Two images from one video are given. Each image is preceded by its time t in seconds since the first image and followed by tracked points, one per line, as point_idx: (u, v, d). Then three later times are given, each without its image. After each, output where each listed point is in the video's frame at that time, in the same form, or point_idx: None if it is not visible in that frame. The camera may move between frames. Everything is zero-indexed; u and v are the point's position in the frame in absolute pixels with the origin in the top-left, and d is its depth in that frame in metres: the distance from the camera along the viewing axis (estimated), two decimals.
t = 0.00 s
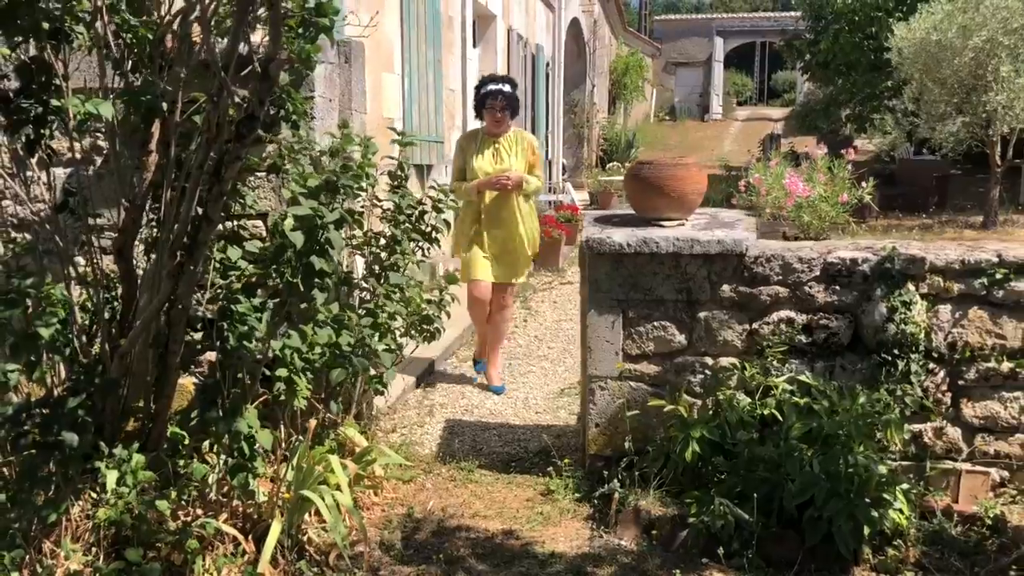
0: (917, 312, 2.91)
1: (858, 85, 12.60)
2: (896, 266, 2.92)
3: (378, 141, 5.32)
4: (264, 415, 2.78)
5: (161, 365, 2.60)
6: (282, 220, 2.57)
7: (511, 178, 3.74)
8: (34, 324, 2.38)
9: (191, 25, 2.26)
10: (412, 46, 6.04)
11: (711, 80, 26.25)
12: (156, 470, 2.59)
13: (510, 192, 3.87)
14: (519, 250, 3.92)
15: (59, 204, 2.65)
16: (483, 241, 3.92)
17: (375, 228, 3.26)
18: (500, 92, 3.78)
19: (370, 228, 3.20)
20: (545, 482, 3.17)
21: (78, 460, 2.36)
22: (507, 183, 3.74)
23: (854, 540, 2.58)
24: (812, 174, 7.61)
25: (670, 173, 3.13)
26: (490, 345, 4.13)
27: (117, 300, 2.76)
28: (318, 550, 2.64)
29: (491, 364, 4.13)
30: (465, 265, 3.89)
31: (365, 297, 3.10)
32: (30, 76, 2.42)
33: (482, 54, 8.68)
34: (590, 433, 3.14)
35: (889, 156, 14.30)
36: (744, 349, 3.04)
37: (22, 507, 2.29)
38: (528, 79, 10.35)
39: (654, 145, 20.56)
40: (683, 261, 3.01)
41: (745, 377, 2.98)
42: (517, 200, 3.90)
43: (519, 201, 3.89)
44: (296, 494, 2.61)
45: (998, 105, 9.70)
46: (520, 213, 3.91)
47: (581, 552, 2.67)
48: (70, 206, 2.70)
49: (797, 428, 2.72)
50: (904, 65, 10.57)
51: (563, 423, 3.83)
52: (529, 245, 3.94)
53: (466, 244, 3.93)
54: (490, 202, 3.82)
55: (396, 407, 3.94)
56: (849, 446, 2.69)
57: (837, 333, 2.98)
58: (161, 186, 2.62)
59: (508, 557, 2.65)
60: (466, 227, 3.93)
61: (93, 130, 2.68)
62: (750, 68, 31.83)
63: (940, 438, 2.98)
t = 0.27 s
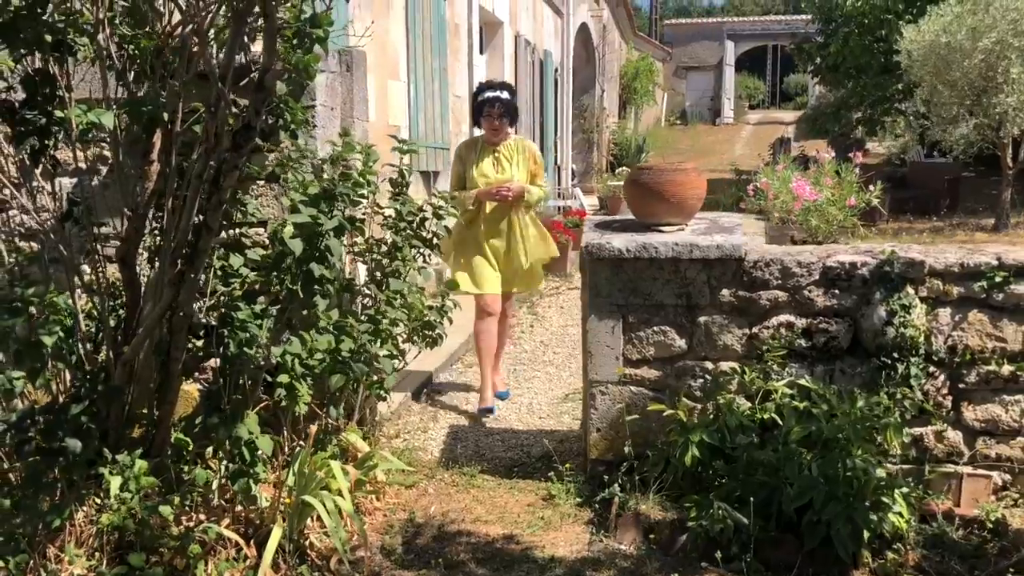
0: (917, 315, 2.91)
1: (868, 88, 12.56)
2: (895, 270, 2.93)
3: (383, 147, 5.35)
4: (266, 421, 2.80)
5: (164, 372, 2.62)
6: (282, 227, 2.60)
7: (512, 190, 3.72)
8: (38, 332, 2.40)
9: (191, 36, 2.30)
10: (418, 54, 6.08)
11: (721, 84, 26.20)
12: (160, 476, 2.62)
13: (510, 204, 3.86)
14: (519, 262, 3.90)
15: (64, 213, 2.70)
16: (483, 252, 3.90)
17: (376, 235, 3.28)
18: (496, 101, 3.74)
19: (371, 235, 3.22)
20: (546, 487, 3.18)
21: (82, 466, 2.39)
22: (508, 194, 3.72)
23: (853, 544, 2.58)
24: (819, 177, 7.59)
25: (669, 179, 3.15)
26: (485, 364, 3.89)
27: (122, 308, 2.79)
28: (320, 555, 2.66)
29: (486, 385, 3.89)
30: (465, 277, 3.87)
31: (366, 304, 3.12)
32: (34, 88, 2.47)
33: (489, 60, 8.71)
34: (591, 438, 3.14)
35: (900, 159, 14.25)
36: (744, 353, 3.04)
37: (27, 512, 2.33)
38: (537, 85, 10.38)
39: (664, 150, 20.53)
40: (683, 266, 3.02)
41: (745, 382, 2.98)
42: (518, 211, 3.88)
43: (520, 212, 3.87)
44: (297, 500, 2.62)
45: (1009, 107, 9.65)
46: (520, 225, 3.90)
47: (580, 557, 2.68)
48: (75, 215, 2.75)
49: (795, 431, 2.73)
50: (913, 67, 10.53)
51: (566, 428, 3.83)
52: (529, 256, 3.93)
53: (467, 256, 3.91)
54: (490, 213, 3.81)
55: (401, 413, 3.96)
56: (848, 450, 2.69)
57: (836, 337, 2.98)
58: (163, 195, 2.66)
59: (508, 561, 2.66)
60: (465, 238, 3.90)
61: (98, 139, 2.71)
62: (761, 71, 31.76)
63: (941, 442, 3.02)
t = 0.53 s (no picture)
0: (909, 321, 2.92)
1: (870, 93, 12.56)
2: (887, 276, 2.94)
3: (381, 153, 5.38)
4: (260, 426, 2.82)
5: (158, 378, 2.64)
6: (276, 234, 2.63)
7: (511, 198, 3.70)
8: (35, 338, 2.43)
9: (185, 46, 2.33)
10: (418, 61, 6.12)
11: (725, 90, 26.22)
12: (155, 481, 2.64)
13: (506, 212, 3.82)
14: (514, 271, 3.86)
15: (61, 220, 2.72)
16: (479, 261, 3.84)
17: (372, 241, 3.30)
18: (495, 106, 3.75)
19: (367, 242, 3.24)
20: (541, 492, 3.19)
21: (78, 471, 2.41)
22: (508, 202, 3.69)
23: (844, 549, 2.59)
24: (819, 183, 7.60)
25: (661, 185, 3.16)
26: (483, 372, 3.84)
27: (118, 314, 2.81)
28: (314, 560, 2.66)
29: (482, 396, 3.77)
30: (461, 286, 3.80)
31: (362, 310, 3.14)
32: (30, 97, 2.50)
33: (490, 66, 8.74)
34: (586, 443, 3.15)
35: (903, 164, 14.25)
36: (737, 358, 3.05)
37: (22, 517, 2.35)
38: (538, 91, 10.41)
39: (668, 156, 20.53)
40: (676, 272, 3.04)
41: (738, 387, 2.99)
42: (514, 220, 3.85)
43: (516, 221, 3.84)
44: (291, 504, 2.62)
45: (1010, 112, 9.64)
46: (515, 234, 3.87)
47: (573, 561, 2.69)
48: (72, 222, 2.77)
49: (787, 437, 2.74)
50: (914, 72, 10.54)
51: (562, 433, 3.85)
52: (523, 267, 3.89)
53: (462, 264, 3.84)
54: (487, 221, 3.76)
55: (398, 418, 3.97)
56: (840, 455, 2.70)
57: (829, 343, 2.99)
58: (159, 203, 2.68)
59: (501, 565, 2.67)
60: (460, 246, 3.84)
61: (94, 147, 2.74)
62: (765, 77, 31.78)
63: (933, 447, 3.03)
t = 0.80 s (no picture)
0: (885, 324, 2.98)
1: (856, 101, 12.69)
2: (864, 279, 3.00)
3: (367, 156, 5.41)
4: (243, 426, 2.83)
5: (143, 378, 2.65)
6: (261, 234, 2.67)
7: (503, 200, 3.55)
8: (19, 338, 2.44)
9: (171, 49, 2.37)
10: (405, 65, 6.16)
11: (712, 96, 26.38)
12: (139, 480, 2.65)
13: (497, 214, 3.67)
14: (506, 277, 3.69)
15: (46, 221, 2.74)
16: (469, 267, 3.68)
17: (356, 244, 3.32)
18: (481, 105, 3.63)
19: (351, 244, 3.27)
20: (524, 493, 3.22)
21: (61, 471, 2.44)
22: (500, 203, 3.53)
23: (820, 548, 2.64)
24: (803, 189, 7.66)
25: (643, 190, 3.21)
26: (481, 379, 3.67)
27: (103, 315, 2.82)
28: (297, 559, 2.68)
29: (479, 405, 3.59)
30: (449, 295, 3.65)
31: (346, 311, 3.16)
32: (16, 98, 2.52)
33: (478, 71, 8.78)
34: (568, 444, 3.19)
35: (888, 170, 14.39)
36: (717, 360, 3.10)
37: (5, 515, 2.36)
38: (526, 96, 10.46)
39: (655, 162, 20.61)
40: (657, 275, 3.08)
41: (718, 389, 3.04)
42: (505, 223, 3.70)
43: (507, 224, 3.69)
44: (274, 503, 2.63)
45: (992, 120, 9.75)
46: (507, 238, 3.71)
47: (553, 560, 2.72)
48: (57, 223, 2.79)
49: (765, 438, 2.78)
50: (898, 80, 10.65)
51: (546, 435, 3.88)
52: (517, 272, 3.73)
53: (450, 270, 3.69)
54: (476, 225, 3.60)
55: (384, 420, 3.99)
56: (816, 456, 2.74)
57: (807, 345, 3.04)
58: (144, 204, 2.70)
59: (482, 564, 2.70)
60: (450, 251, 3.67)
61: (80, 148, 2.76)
62: (753, 83, 31.99)
63: (909, 449, 3.08)
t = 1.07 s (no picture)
0: (851, 322, 3.05)
1: (830, 105, 12.86)
2: (831, 278, 3.08)
3: (344, 154, 5.44)
4: (218, 419, 2.85)
5: (118, 371, 2.67)
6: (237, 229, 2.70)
7: (484, 207, 3.33)
8: None
9: (150, 45, 2.40)
10: (383, 64, 6.18)
11: (690, 99, 26.57)
12: (115, 472, 2.67)
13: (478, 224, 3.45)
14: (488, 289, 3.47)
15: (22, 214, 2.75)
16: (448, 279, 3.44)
17: (333, 239, 3.35)
18: (462, 108, 3.43)
19: (327, 240, 3.30)
20: (497, 486, 3.27)
21: (35, 462, 2.47)
22: (480, 213, 3.32)
23: (785, 540, 2.70)
24: (776, 191, 7.78)
25: (617, 189, 3.27)
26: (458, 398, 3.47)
27: (80, 309, 2.83)
28: (272, 550, 2.71)
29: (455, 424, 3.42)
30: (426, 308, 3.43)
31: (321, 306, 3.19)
32: None
33: (456, 70, 8.81)
34: (542, 438, 3.24)
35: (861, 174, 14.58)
36: (687, 357, 3.16)
37: None
38: (504, 96, 10.51)
39: (633, 164, 20.74)
40: (629, 273, 3.14)
41: (688, 384, 3.11)
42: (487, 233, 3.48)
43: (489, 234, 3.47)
44: (250, 494, 2.64)
45: (962, 125, 9.94)
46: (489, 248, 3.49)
47: (524, 552, 2.77)
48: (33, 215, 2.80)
49: (733, 432, 2.85)
50: (871, 85, 10.81)
51: (520, 431, 3.93)
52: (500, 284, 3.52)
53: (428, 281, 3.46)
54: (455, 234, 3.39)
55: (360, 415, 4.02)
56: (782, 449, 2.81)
57: (775, 342, 3.12)
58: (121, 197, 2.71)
59: (455, 556, 2.74)
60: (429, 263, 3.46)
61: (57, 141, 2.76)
62: (731, 87, 32.26)
63: (874, 444, 3.16)
